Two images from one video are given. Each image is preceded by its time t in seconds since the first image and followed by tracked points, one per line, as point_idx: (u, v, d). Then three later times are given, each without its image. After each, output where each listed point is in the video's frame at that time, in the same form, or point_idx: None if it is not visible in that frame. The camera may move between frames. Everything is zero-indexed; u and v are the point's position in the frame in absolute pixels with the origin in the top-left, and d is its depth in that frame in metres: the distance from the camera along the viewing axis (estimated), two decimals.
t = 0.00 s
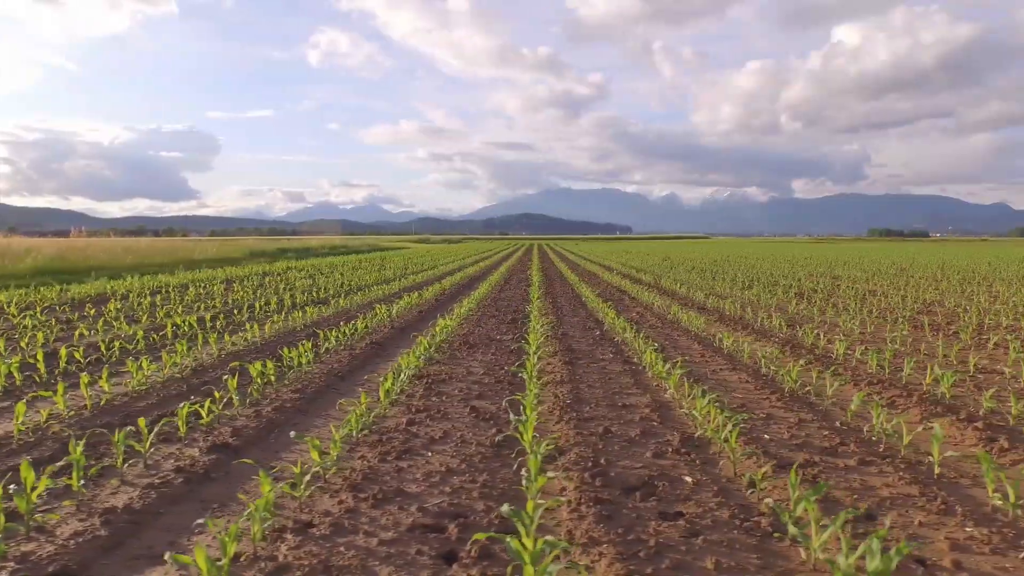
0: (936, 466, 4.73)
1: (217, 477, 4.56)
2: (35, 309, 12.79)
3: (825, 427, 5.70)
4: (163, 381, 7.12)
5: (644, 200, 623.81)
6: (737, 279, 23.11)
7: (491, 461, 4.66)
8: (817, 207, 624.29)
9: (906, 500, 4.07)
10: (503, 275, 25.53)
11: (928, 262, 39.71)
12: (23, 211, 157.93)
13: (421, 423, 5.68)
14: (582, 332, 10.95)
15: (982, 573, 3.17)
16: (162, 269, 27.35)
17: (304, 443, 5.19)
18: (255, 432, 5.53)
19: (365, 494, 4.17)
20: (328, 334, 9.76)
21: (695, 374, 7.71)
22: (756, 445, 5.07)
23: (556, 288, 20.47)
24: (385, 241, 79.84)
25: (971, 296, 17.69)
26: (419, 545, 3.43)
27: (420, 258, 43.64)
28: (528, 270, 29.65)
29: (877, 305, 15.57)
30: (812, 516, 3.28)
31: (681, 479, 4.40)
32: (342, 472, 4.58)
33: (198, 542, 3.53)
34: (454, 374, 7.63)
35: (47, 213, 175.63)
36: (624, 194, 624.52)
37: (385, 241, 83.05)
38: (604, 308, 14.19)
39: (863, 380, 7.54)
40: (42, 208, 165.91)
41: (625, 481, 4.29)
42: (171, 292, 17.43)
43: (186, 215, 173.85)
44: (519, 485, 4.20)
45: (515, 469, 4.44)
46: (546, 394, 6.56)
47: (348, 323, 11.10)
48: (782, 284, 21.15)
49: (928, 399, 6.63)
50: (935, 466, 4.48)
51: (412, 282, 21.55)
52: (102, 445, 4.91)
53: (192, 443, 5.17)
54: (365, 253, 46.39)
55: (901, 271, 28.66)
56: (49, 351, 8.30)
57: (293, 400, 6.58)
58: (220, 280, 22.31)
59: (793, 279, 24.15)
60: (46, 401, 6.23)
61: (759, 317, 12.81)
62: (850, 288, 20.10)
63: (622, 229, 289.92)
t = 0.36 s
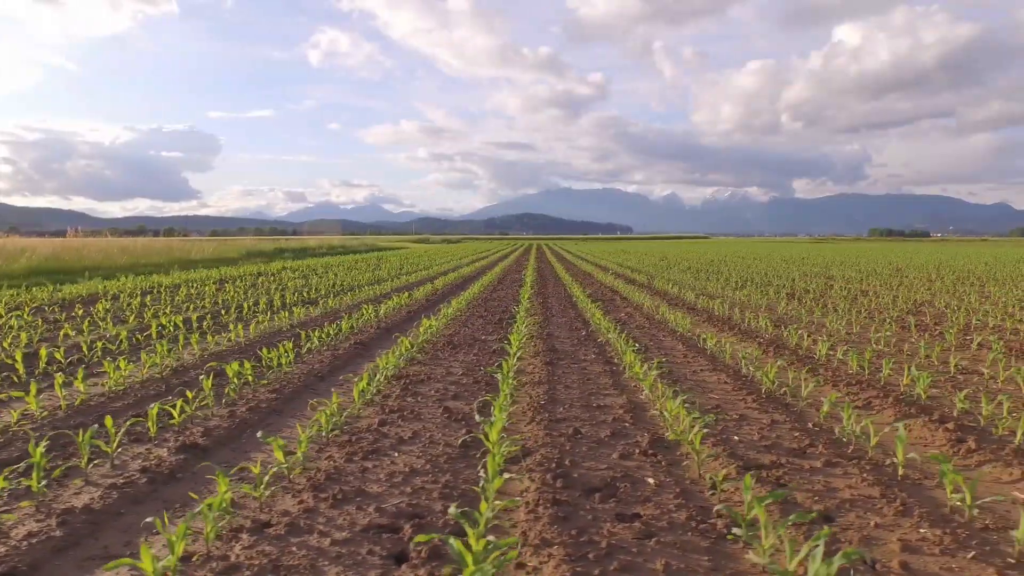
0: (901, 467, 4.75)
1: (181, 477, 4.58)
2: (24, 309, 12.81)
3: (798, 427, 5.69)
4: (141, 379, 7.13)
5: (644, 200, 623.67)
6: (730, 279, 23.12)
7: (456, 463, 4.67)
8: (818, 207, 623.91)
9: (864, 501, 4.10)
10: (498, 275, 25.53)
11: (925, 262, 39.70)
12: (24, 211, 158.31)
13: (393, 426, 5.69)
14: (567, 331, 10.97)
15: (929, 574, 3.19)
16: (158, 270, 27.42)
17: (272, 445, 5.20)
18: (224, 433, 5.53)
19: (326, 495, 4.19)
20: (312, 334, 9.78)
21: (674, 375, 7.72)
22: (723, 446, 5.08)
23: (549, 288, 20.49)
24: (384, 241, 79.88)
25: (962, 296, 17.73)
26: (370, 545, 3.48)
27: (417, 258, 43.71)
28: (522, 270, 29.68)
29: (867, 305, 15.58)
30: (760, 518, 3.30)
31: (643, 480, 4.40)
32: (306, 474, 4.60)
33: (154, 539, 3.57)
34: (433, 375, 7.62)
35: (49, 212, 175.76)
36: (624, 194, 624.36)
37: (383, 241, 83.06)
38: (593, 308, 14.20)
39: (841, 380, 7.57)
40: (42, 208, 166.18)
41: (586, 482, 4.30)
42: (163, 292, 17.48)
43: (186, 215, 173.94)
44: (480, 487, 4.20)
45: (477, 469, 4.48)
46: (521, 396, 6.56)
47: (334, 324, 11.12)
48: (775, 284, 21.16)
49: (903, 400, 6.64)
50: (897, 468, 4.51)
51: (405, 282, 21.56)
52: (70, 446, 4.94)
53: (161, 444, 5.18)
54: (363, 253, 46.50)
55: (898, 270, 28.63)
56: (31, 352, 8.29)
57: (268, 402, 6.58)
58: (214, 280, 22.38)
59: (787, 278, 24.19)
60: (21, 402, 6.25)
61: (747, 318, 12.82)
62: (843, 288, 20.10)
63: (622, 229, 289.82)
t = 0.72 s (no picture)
0: (860, 466, 4.79)
1: (145, 474, 4.62)
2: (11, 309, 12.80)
3: (765, 425, 5.74)
4: (118, 379, 7.16)
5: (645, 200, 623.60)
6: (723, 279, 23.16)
7: (417, 461, 4.71)
8: (818, 207, 623.54)
9: (818, 499, 4.14)
10: (491, 276, 25.56)
11: (919, 262, 39.76)
12: (24, 211, 158.44)
13: (362, 424, 5.74)
14: (552, 331, 11.02)
15: (868, 571, 3.23)
16: (152, 269, 27.47)
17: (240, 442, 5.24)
18: (195, 430, 5.58)
19: (284, 493, 4.24)
20: (295, 334, 9.81)
21: (650, 374, 7.77)
22: (686, 444, 5.11)
23: (541, 288, 20.54)
24: (382, 241, 79.91)
25: (951, 296, 17.76)
26: (320, 542, 3.53)
27: (413, 258, 43.71)
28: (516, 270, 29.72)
29: (854, 305, 15.63)
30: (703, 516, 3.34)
31: (602, 477, 4.44)
32: (270, 472, 4.64)
33: (107, 535, 3.60)
34: (410, 374, 7.68)
35: (48, 212, 175.70)
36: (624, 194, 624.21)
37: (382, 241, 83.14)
38: (581, 308, 14.23)
39: (815, 380, 7.61)
40: (42, 208, 166.40)
41: (543, 480, 4.34)
42: (154, 292, 17.52)
43: (185, 215, 174.11)
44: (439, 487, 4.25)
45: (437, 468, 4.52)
46: (493, 395, 6.61)
47: (319, 323, 11.16)
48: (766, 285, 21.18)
49: (875, 399, 6.68)
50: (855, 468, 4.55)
51: (397, 282, 21.60)
52: (38, 444, 4.98)
53: (130, 441, 5.22)
54: (359, 253, 46.52)
55: (890, 271, 28.70)
56: (11, 352, 8.31)
57: (243, 399, 6.63)
58: (207, 279, 22.43)
59: (779, 278, 24.23)
60: None
61: (732, 317, 12.85)
62: (833, 288, 20.16)
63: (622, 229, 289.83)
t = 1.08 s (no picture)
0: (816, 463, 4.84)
1: (108, 469, 4.66)
2: None
3: (729, 423, 5.78)
4: (94, 378, 7.21)
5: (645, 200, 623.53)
6: (714, 279, 23.20)
7: (377, 459, 4.77)
8: (819, 207, 623.22)
9: (768, 495, 4.19)
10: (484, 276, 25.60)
11: (914, 262, 39.79)
12: (24, 211, 158.55)
13: (330, 422, 5.80)
14: (535, 331, 11.07)
15: (804, 567, 3.28)
16: (146, 269, 27.50)
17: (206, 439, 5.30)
18: (164, 428, 5.63)
19: (242, 489, 4.29)
20: (276, 334, 9.85)
21: (624, 373, 7.82)
22: (647, 441, 5.16)
23: (532, 287, 20.58)
24: (380, 241, 79.97)
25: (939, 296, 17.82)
26: (268, 535, 3.58)
27: (409, 257, 43.76)
28: (510, 270, 29.76)
29: (841, 304, 15.67)
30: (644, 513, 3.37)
31: (558, 474, 4.49)
32: (232, 468, 4.70)
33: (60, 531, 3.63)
34: (386, 373, 7.73)
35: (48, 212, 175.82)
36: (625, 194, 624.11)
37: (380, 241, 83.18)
38: (567, 308, 14.27)
39: (788, 379, 7.65)
40: (42, 208, 166.47)
41: (498, 477, 4.40)
42: (144, 292, 17.56)
43: (185, 214, 174.20)
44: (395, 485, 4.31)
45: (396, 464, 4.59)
46: (464, 394, 6.66)
47: (302, 322, 11.19)
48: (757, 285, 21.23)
49: (844, 398, 6.72)
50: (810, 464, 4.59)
51: (389, 282, 21.63)
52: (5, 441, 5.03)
53: (97, 438, 5.26)
54: (355, 253, 46.61)
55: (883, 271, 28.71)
56: None
57: (217, 397, 6.68)
58: (200, 279, 22.49)
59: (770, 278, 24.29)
60: None
61: (717, 317, 12.91)
62: (823, 288, 20.20)
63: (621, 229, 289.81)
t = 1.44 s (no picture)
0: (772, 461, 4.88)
1: (70, 467, 4.70)
2: None
3: (693, 421, 5.84)
4: (69, 377, 7.26)
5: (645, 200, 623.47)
6: (705, 280, 23.30)
7: (337, 457, 4.85)
8: (819, 207, 622.94)
9: (718, 494, 4.20)
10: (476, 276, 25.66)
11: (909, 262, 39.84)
12: (24, 211, 158.87)
13: (298, 422, 5.87)
14: (517, 331, 11.13)
15: (740, 565, 3.30)
16: (140, 270, 27.58)
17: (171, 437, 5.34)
18: (131, 426, 5.68)
19: (198, 486, 4.34)
20: (257, 333, 9.92)
21: (598, 372, 7.89)
22: (607, 440, 5.21)
23: (523, 287, 20.65)
24: (378, 241, 80.13)
25: (926, 296, 17.89)
26: (216, 532, 3.63)
27: (405, 258, 43.87)
28: (504, 270, 29.83)
29: (827, 305, 15.72)
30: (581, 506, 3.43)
31: (512, 472, 4.56)
32: (192, 467, 4.75)
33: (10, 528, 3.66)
34: (361, 374, 7.81)
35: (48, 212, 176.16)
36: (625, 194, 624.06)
37: (378, 241, 83.35)
38: (553, 308, 14.33)
39: (760, 378, 7.70)
40: (42, 208, 166.94)
41: (452, 476, 4.47)
42: (134, 292, 17.62)
43: (184, 215, 174.24)
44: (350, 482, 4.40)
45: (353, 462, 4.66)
46: (435, 394, 6.73)
47: (286, 322, 11.25)
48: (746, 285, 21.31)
49: (812, 398, 6.77)
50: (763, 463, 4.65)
51: (379, 282, 21.70)
52: None
53: (64, 437, 5.31)
54: (351, 253, 46.72)
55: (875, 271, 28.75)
56: None
57: (190, 396, 6.74)
58: (193, 279, 22.55)
59: (762, 278, 24.37)
60: None
61: (701, 317, 12.96)
62: (812, 288, 20.28)
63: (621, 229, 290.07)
